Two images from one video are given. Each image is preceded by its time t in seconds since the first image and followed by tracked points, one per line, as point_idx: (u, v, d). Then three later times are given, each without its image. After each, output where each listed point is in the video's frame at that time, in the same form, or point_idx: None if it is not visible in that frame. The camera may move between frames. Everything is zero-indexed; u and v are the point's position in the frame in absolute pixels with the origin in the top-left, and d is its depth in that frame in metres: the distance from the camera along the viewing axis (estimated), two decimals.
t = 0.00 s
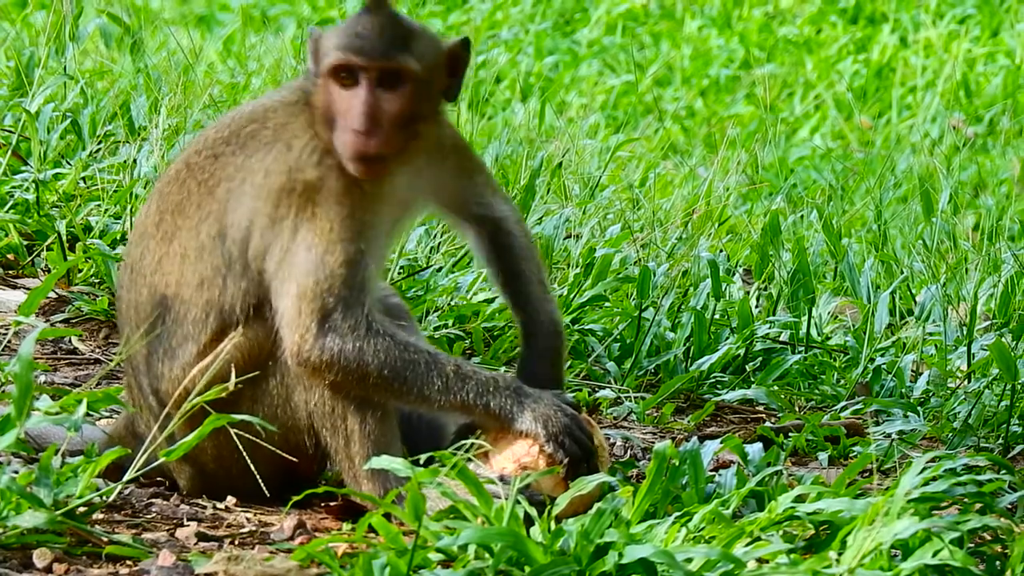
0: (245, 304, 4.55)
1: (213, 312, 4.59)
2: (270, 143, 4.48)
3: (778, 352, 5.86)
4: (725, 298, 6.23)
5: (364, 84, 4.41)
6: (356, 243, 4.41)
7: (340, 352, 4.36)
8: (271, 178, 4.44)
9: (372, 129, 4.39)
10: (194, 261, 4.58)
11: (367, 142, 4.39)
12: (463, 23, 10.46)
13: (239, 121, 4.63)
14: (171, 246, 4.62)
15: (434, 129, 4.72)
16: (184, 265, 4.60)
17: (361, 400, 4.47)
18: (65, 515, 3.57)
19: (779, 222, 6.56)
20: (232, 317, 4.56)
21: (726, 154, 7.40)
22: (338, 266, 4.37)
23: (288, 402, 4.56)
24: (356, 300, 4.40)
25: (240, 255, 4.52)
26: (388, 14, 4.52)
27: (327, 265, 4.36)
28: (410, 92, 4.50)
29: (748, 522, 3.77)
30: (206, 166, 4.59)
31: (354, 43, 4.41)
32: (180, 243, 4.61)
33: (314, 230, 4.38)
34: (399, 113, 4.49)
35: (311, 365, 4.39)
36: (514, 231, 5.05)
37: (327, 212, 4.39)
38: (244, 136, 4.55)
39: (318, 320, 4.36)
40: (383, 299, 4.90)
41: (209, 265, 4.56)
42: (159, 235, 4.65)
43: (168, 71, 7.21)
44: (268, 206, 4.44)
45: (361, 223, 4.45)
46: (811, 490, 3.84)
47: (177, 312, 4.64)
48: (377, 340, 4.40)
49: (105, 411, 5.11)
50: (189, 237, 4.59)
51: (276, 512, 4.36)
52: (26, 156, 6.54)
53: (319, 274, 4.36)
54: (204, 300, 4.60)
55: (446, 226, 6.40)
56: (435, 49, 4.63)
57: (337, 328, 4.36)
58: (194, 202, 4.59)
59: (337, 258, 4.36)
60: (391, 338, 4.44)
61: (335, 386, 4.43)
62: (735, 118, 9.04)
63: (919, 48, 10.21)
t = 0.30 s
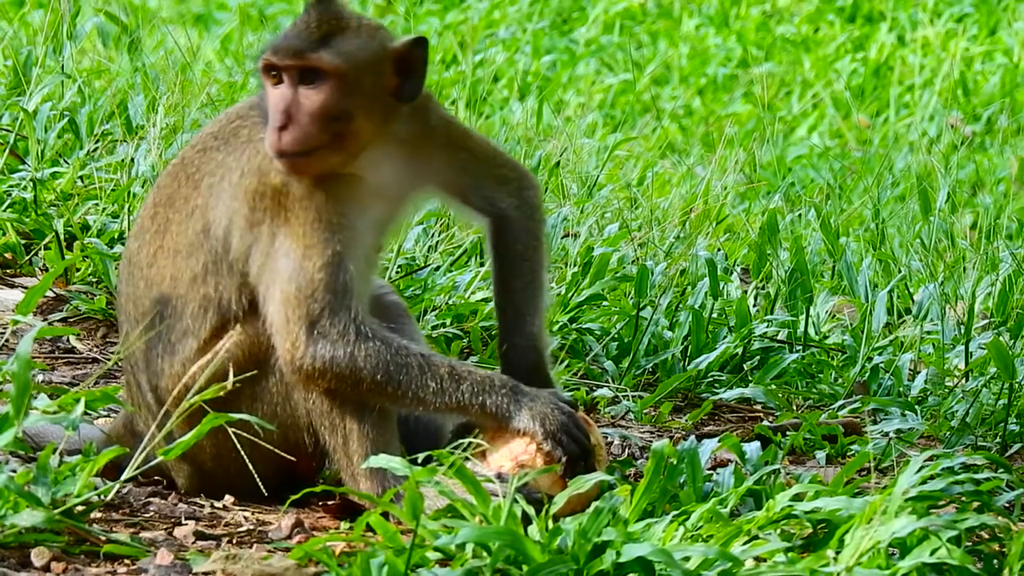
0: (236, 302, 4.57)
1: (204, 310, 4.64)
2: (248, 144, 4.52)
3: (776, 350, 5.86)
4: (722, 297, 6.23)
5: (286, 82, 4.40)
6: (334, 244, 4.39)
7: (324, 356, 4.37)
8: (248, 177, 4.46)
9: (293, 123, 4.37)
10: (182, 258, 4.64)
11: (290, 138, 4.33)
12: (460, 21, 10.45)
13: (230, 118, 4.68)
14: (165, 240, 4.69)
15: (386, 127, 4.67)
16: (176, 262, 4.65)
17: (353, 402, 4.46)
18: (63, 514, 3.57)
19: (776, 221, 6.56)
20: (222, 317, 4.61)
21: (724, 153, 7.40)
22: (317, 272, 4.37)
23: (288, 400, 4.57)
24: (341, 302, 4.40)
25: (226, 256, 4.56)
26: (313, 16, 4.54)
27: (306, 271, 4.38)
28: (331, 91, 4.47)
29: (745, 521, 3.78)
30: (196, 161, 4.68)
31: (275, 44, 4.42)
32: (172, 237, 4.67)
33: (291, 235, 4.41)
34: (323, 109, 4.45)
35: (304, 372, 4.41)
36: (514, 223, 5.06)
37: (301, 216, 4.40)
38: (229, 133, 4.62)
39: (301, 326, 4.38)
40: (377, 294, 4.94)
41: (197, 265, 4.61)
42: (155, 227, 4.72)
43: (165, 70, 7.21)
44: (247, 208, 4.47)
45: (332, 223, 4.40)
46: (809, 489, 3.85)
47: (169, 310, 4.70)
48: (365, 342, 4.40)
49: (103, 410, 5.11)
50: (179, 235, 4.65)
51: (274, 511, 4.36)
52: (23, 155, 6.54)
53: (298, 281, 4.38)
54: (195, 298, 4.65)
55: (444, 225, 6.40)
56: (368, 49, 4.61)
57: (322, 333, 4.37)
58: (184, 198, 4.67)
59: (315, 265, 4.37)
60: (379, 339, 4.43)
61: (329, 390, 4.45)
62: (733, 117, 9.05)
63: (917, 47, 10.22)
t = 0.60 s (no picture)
0: (228, 297, 4.59)
1: (195, 305, 4.66)
2: (239, 142, 4.55)
3: (774, 344, 5.87)
4: (720, 290, 6.23)
5: (283, 79, 4.39)
6: (325, 242, 4.41)
7: (319, 355, 4.39)
8: (240, 175, 4.49)
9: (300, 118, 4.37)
10: (173, 253, 4.67)
11: (295, 134, 4.34)
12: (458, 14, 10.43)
13: (224, 115, 4.70)
14: (158, 233, 4.71)
15: (377, 117, 4.66)
16: (168, 256, 4.68)
17: (348, 399, 4.48)
18: (60, 507, 3.57)
19: (775, 214, 6.56)
20: (214, 313, 4.63)
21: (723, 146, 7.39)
22: (307, 271, 4.40)
23: (284, 394, 4.57)
24: (333, 300, 4.42)
25: (217, 253, 4.59)
26: (298, 11, 4.52)
27: (297, 270, 4.40)
28: (332, 81, 4.46)
29: (743, 514, 3.78)
30: (190, 156, 4.71)
31: (269, 41, 4.40)
32: (166, 231, 4.70)
33: (281, 234, 4.43)
34: (324, 103, 4.45)
35: (300, 370, 4.43)
36: (511, 215, 5.05)
37: (291, 215, 4.42)
38: (222, 130, 4.65)
39: (293, 325, 4.40)
40: (374, 286, 4.94)
41: (189, 260, 4.64)
42: (149, 221, 4.76)
43: (163, 63, 7.20)
44: (238, 207, 4.50)
45: (322, 220, 4.42)
46: (807, 482, 3.84)
47: (160, 304, 4.72)
48: (358, 340, 4.41)
49: (101, 403, 5.11)
50: (172, 230, 4.68)
51: (272, 504, 4.35)
52: (21, 149, 6.54)
53: (289, 280, 4.41)
54: (186, 293, 4.67)
55: (442, 218, 6.41)
56: (357, 39, 4.60)
57: (315, 332, 4.39)
58: (177, 193, 4.71)
59: (306, 264, 4.40)
60: (373, 337, 4.44)
61: (323, 387, 4.47)
62: (731, 110, 9.04)
63: (915, 40, 10.22)
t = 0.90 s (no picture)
0: (227, 290, 4.59)
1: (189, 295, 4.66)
2: (225, 139, 4.51)
3: (771, 336, 5.88)
4: (718, 282, 6.23)
5: (288, 81, 4.37)
6: (323, 231, 4.42)
7: (326, 344, 4.41)
8: (231, 172, 4.47)
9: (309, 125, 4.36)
10: (164, 248, 4.65)
11: (310, 138, 4.34)
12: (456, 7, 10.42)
13: (204, 110, 4.65)
14: (150, 230, 4.69)
15: (374, 104, 4.65)
16: (162, 253, 4.66)
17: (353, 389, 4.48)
18: (59, 500, 3.57)
19: (772, 206, 6.56)
20: (213, 306, 4.63)
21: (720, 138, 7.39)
22: (309, 260, 4.41)
23: (284, 385, 4.57)
24: (335, 287, 4.43)
25: (211, 248, 4.58)
26: (287, 8, 4.41)
27: (298, 261, 4.41)
28: (335, 79, 4.43)
29: (742, 507, 3.78)
30: (174, 152, 4.66)
31: (269, 44, 4.35)
32: (157, 227, 4.67)
33: (279, 227, 4.43)
34: (330, 102, 4.44)
35: (307, 357, 4.45)
36: (507, 204, 5.06)
37: (287, 207, 4.42)
38: (204, 127, 4.61)
39: (297, 315, 4.41)
40: (372, 279, 4.91)
41: (184, 255, 4.62)
42: (139, 218, 4.72)
43: (160, 56, 7.19)
44: (234, 204, 4.49)
45: (324, 210, 4.43)
46: (804, 475, 3.84)
47: (156, 300, 4.71)
48: (364, 327, 4.42)
49: (98, 396, 5.11)
50: (163, 226, 4.65)
51: (271, 497, 4.35)
52: (19, 142, 6.53)
53: (290, 270, 4.41)
54: (182, 287, 4.66)
55: (439, 211, 6.41)
56: (351, 31, 4.53)
57: (320, 320, 4.41)
58: (163, 190, 4.67)
59: (307, 254, 4.41)
60: (378, 322, 4.46)
61: (328, 375, 4.48)
62: (728, 102, 9.04)
63: (912, 33, 10.21)
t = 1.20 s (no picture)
0: (216, 281, 4.59)
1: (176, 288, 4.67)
2: (214, 129, 4.54)
3: (770, 329, 5.87)
4: (717, 276, 6.23)
5: (324, 60, 4.37)
6: (310, 218, 4.44)
7: (313, 330, 4.41)
8: (221, 158, 4.49)
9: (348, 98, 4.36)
10: (151, 241, 4.66)
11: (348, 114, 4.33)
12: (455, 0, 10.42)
13: (189, 104, 4.68)
14: (137, 224, 4.70)
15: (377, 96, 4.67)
16: (150, 246, 4.66)
17: (340, 375, 4.47)
18: (58, 493, 3.55)
19: (772, 199, 6.55)
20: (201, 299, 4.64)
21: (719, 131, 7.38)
22: (295, 246, 4.41)
23: (281, 379, 4.58)
24: (321, 273, 4.43)
25: (200, 239, 4.58)
26: None
27: (285, 246, 4.42)
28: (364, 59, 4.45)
29: (741, 499, 3.78)
30: (161, 147, 4.70)
31: (308, 22, 4.35)
32: (145, 220, 4.68)
33: (266, 213, 4.44)
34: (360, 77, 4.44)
35: (290, 342, 4.44)
36: (468, 190, 5.08)
37: (277, 192, 4.44)
38: (190, 120, 4.64)
39: (281, 300, 4.41)
40: (367, 271, 4.91)
41: (172, 246, 4.62)
42: (127, 214, 4.74)
43: (160, 50, 7.18)
44: (223, 192, 4.50)
45: (311, 197, 4.46)
46: (804, 467, 3.84)
47: (146, 294, 4.71)
48: (350, 316, 4.43)
49: (97, 389, 5.11)
50: (151, 218, 4.66)
51: (269, 490, 4.35)
52: (18, 135, 6.53)
53: (277, 255, 4.42)
54: (169, 280, 4.67)
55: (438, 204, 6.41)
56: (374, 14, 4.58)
57: (303, 306, 4.41)
58: (151, 184, 4.69)
59: (293, 239, 4.41)
60: (362, 312, 4.45)
61: (315, 361, 4.48)
62: (727, 95, 9.03)
63: (912, 26, 10.20)
